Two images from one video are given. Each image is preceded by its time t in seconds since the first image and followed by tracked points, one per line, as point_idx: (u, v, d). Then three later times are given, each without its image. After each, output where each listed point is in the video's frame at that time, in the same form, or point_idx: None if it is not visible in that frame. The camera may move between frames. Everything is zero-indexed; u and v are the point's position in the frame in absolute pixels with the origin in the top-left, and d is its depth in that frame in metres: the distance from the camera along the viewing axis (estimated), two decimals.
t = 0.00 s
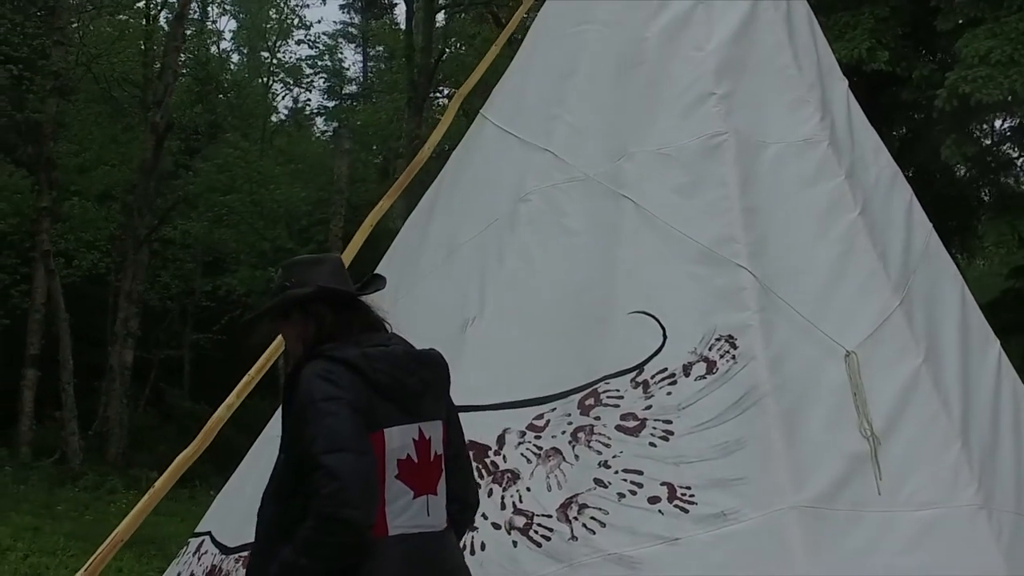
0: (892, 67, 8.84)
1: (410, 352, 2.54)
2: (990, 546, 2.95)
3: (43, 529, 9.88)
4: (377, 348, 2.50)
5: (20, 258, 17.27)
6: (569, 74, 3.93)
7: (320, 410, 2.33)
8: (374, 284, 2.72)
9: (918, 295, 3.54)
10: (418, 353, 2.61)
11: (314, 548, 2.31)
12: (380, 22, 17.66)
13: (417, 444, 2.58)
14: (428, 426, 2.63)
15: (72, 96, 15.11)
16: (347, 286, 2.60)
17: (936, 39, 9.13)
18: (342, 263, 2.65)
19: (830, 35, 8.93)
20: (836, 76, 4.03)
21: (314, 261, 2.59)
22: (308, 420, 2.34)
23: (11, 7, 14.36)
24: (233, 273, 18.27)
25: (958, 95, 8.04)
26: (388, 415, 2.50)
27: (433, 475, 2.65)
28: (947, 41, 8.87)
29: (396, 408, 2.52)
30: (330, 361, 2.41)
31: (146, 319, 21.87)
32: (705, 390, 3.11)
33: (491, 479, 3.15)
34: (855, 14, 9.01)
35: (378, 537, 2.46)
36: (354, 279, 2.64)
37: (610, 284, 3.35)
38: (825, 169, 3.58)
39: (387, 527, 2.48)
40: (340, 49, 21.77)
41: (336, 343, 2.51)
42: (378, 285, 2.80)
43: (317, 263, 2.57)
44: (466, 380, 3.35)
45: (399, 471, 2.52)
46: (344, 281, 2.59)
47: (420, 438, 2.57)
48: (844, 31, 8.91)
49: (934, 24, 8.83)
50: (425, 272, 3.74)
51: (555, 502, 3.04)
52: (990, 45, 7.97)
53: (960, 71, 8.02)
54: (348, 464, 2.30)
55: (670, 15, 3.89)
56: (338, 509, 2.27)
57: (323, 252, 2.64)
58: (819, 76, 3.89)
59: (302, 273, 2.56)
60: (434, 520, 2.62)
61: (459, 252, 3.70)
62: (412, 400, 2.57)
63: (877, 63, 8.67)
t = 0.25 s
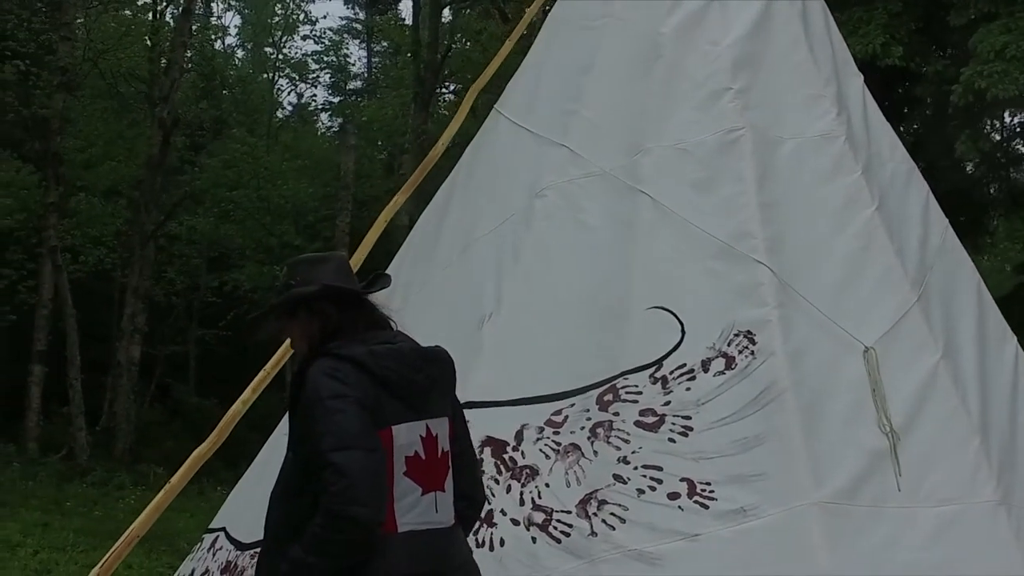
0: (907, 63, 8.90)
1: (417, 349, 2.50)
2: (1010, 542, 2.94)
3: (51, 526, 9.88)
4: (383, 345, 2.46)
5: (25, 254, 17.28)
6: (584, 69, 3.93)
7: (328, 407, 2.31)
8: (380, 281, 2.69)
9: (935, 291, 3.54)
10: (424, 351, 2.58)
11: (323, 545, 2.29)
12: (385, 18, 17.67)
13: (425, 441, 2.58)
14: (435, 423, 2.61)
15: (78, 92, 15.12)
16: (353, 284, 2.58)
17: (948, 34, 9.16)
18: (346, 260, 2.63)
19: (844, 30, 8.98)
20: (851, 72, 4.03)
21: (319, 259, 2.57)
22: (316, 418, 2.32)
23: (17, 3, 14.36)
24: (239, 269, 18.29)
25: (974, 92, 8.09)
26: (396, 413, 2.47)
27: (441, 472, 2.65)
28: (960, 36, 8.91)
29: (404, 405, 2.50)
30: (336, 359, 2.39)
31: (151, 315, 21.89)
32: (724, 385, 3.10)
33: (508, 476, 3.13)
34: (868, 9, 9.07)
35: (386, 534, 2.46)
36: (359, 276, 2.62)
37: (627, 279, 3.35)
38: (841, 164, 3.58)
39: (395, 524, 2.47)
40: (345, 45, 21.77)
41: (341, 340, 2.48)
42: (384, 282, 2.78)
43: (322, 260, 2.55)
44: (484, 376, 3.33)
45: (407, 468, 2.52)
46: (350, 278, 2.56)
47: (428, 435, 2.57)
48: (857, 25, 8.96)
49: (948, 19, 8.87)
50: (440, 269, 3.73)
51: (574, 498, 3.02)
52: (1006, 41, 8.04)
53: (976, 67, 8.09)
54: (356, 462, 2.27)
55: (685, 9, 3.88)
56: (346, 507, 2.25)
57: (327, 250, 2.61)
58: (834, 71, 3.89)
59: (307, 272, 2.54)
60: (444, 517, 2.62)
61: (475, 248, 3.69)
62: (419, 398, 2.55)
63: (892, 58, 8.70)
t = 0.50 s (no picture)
0: (917, 60, 8.97)
1: (423, 349, 2.51)
2: None
3: (59, 523, 9.90)
4: (389, 345, 2.47)
5: (31, 251, 17.28)
6: (597, 67, 3.94)
7: (334, 408, 2.32)
8: (385, 283, 2.71)
9: (949, 288, 3.53)
10: (429, 351, 2.59)
11: (331, 545, 2.30)
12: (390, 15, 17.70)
13: (430, 441, 2.58)
14: (441, 423, 2.62)
15: (83, 89, 15.13)
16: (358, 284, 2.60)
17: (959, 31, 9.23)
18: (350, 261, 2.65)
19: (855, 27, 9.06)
20: (864, 69, 4.03)
21: (323, 260, 2.59)
22: (323, 418, 2.34)
23: None
24: (244, 266, 18.31)
25: (986, 88, 8.16)
26: (402, 413, 2.48)
27: (446, 472, 2.65)
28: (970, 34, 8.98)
29: (410, 405, 2.51)
30: (343, 360, 2.40)
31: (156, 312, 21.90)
32: (740, 383, 3.10)
33: (524, 473, 3.13)
34: (880, 5, 9.21)
35: (393, 534, 2.46)
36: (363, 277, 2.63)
37: (642, 277, 3.35)
38: (855, 162, 3.58)
39: (402, 524, 2.48)
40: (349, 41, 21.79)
41: (348, 340, 2.50)
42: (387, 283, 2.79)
43: (327, 261, 2.57)
44: (498, 374, 3.33)
45: (413, 469, 2.53)
46: (354, 279, 2.58)
47: (433, 435, 2.57)
48: (867, 24, 9.09)
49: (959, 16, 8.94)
50: (454, 266, 3.74)
51: (589, 497, 3.02)
52: (1020, 37, 8.06)
53: (988, 64, 8.15)
54: (364, 462, 2.29)
55: (698, 6, 3.88)
56: (354, 506, 2.27)
57: (331, 251, 2.63)
58: (847, 68, 3.89)
59: (312, 272, 2.56)
60: (449, 517, 2.62)
61: (488, 246, 3.69)
62: (425, 398, 2.55)
63: (902, 55, 8.82)
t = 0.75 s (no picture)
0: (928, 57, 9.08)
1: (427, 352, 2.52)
2: None
3: (67, 521, 9.92)
4: (394, 348, 2.48)
5: (36, 249, 17.29)
6: (608, 64, 3.92)
7: (340, 410, 2.34)
8: (390, 286, 2.72)
9: (963, 286, 3.53)
10: (433, 354, 2.59)
11: (337, 547, 2.32)
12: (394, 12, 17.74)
13: (434, 443, 2.59)
14: (444, 425, 2.63)
15: (88, 87, 15.16)
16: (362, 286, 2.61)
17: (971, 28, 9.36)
18: (354, 263, 2.65)
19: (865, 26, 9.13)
20: (875, 67, 4.02)
21: (328, 262, 2.60)
22: (329, 420, 2.35)
23: None
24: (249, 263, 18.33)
25: (998, 86, 8.23)
26: (406, 416, 2.49)
27: (450, 474, 2.67)
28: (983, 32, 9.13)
29: (415, 407, 2.52)
30: (349, 362, 2.41)
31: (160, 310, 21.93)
32: (755, 381, 3.09)
33: (538, 472, 3.11)
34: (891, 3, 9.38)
35: (398, 535, 2.48)
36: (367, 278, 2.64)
37: (655, 274, 3.33)
38: (869, 159, 3.57)
39: (407, 525, 2.50)
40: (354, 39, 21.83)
41: (353, 342, 2.50)
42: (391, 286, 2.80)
43: (333, 263, 2.58)
44: (509, 373, 3.32)
45: (417, 470, 2.54)
46: (359, 281, 2.59)
47: (437, 437, 2.57)
48: (879, 22, 9.21)
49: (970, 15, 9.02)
50: (466, 263, 3.74)
51: (605, 495, 3.01)
52: None
53: (1000, 62, 8.22)
54: (369, 463, 2.30)
55: (710, 3, 3.87)
56: (359, 508, 2.28)
57: (336, 253, 2.64)
58: (859, 66, 3.88)
59: (317, 274, 2.57)
60: (452, 519, 2.64)
61: (499, 245, 3.68)
62: (429, 400, 2.56)
63: (913, 51, 8.94)
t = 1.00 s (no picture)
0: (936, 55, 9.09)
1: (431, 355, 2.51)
2: None
3: (73, 518, 9.91)
4: (398, 351, 2.48)
5: (40, 246, 17.29)
6: (620, 61, 3.92)
7: (346, 412, 2.34)
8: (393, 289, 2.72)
9: (975, 284, 3.53)
10: (439, 357, 2.59)
11: (341, 546, 2.34)
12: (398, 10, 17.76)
13: (436, 446, 2.58)
14: (447, 428, 2.62)
15: (93, 84, 15.17)
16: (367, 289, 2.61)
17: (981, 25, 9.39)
18: (359, 267, 2.66)
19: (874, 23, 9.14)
20: (887, 65, 4.03)
21: (332, 266, 2.60)
22: (334, 422, 2.36)
23: None
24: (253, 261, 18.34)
25: (1009, 83, 8.24)
26: (411, 419, 2.49)
27: (450, 477, 2.65)
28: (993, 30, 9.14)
29: (419, 410, 2.51)
30: (354, 364, 2.41)
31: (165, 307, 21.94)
32: (769, 379, 3.09)
33: (552, 470, 3.10)
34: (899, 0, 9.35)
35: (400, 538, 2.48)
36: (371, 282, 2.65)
37: (669, 273, 3.33)
38: (880, 158, 3.57)
39: (409, 528, 2.50)
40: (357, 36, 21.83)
41: (357, 344, 2.51)
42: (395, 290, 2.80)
43: (337, 267, 2.59)
44: (522, 373, 3.32)
45: (420, 473, 2.54)
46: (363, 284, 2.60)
47: (439, 441, 2.57)
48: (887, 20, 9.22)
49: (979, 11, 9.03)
50: (478, 261, 3.74)
51: (619, 493, 3.00)
52: None
53: (1011, 59, 8.22)
54: (376, 465, 2.31)
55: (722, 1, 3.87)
56: (363, 509, 2.28)
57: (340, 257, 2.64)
58: (870, 64, 3.88)
59: (321, 276, 2.57)
60: (452, 522, 2.63)
61: (510, 245, 3.69)
62: (433, 403, 2.56)
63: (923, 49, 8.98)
